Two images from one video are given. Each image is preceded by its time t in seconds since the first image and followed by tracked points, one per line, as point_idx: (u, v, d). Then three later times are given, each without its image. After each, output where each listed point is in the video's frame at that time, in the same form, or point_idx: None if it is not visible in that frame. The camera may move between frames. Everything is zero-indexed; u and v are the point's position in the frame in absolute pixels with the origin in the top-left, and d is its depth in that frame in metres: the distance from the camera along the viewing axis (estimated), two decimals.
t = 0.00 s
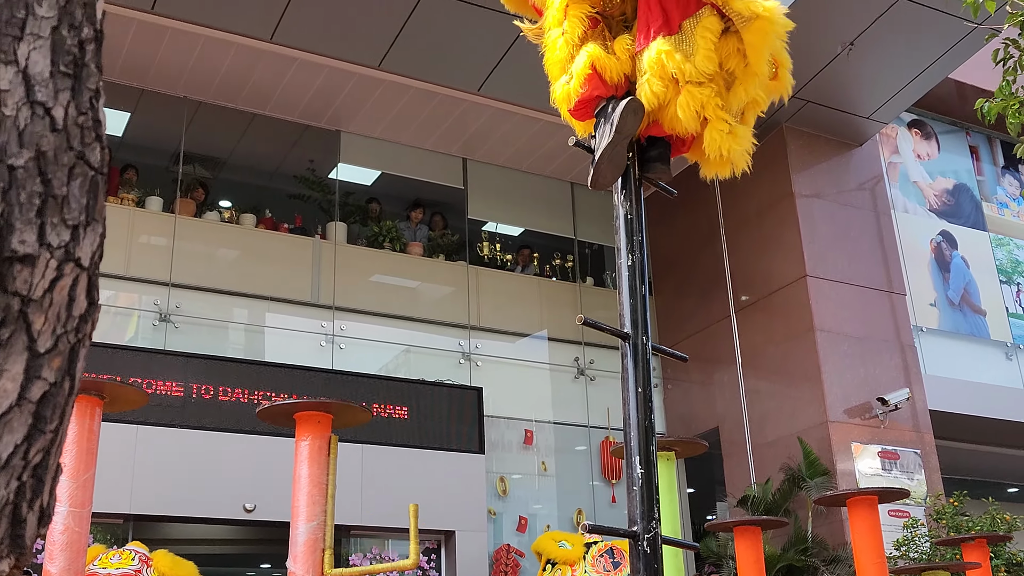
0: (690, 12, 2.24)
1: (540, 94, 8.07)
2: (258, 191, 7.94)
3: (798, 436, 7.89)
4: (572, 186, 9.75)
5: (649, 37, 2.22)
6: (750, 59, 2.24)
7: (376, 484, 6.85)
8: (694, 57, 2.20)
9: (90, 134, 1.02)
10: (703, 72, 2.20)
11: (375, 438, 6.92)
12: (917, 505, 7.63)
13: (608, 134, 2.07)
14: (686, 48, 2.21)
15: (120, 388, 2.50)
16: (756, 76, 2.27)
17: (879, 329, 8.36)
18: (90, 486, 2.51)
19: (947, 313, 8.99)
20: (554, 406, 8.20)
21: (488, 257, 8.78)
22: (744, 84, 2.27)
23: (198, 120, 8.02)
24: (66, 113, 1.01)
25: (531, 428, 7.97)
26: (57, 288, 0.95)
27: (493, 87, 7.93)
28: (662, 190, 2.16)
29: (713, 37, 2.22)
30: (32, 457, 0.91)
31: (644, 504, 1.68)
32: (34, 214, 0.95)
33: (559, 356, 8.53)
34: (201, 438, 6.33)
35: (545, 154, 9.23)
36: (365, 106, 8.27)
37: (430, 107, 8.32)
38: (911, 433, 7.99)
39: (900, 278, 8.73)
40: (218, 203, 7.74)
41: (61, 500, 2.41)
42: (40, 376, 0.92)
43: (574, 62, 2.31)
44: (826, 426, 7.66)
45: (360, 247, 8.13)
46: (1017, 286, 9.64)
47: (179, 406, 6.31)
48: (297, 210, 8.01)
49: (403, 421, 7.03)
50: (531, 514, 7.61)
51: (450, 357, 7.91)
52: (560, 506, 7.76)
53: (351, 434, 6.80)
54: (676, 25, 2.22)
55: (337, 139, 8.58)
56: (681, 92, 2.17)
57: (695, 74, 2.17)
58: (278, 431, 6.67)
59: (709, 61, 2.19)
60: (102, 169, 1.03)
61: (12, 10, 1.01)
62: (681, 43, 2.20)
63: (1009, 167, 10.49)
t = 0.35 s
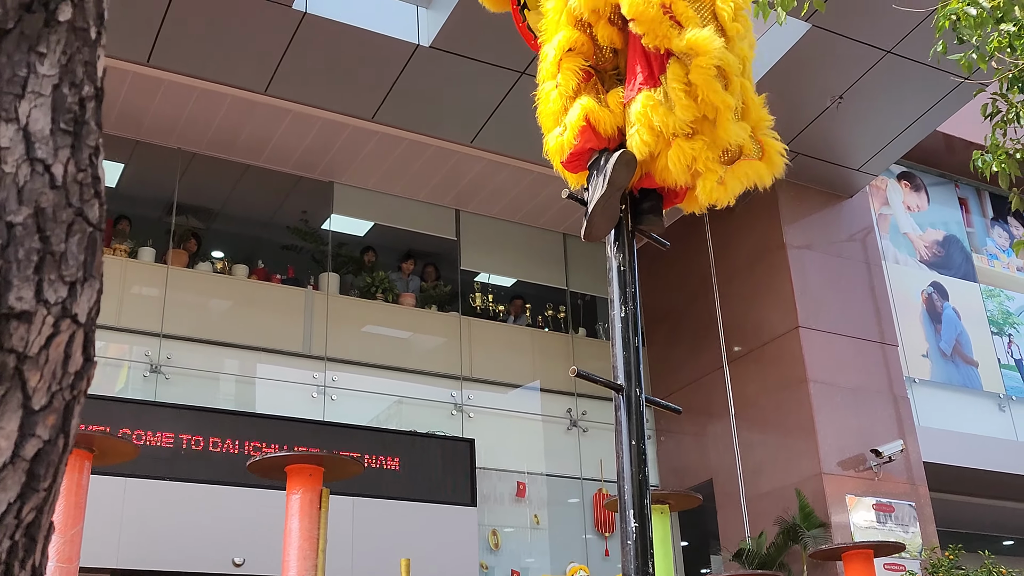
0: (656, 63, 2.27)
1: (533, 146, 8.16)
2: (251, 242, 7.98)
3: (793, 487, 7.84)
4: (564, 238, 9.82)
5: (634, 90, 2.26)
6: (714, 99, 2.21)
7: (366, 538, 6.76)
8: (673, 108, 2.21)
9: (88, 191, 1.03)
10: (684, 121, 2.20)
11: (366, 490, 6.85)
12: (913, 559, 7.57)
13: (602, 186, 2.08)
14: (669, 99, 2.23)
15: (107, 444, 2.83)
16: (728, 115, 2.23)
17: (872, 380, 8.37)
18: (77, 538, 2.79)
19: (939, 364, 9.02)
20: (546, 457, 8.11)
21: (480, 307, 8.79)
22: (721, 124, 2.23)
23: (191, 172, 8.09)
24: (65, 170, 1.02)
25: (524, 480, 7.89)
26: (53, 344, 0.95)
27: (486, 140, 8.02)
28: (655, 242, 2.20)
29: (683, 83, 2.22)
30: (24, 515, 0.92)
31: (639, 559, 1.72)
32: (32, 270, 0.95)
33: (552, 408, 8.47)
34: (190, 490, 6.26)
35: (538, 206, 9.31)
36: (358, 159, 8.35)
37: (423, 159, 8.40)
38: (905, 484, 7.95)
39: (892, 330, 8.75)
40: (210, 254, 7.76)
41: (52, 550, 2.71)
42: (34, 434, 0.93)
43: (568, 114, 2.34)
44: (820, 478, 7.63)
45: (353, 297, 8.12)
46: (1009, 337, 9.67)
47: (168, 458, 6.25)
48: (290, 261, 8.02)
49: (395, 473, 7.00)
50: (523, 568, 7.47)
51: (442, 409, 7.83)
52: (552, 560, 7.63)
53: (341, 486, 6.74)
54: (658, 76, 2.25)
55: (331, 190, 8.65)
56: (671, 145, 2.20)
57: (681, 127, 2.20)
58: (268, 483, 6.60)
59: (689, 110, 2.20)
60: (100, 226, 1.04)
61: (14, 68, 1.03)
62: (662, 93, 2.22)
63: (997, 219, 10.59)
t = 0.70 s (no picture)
0: (663, 122, 2.30)
1: (526, 194, 8.22)
2: (241, 289, 7.95)
3: (787, 537, 7.78)
4: (557, 285, 9.84)
5: (634, 145, 2.31)
6: (718, 160, 2.28)
7: None
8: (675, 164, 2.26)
9: (83, 244, 1.05)
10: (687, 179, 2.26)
11: (356, 540, 6.77)
12: None
13: (593, 237, 2.12)
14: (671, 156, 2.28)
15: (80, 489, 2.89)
16: (729, 174, 2.31)
17: (865, 428, 8.34)
18: None
19: (932, 412, 9.00)
20: (539, 506, 8.00)
21: (472, 354, 8.77)
22: (722, 182, 2.31)
23: (184, 219, 8.12)
24: (60, 223, 1.03)
25: (516, 529, 7.79)
26: (45, 397, 0.96)
27: (479, 188, 8.08)
28: (644, 291, 2.27)
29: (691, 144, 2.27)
30: (13, 570, 0.92)
31: None
32: (24, 323, 0.97)
33: (544, 456, 8.36)
34: (179, 540, 6.20)
35: (530, 253, 9.36)
36: (352, 207, 8.40)
37: (416, 207, 8.45)
38: (900, 534, 7.90)
39: (884, 378, 8.75)
40: (202, 300, 7.73)
41: None
42: (24, 488, 0.94)
43: (559, 164, 2.38)
44: (814, 528, 7.57)
45: (344, 345, 8.11)
46: (1001, 385, 9.66)
47: (157, 507, 6.19)
48: (281, 308, 7.99)
49: (386, 524, 6.94)
50: None
51: (433, 457, 7.79)
52: None
53: (331, 535, 6.67)
54: (661, 131, 2.30)
55: (323, 238, 8.69)
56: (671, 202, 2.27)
57: (683, 186, 2.26)
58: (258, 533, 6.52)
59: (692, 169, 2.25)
60: (94, 278, 1.05)
61: (10, 122, 1.04)
62: (666, 150, 2.28)
63: (988, 267, 10.63)
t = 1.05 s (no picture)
0: (652, 165, 2.33)
1: (518, 231, 8.25)
2: (234, 325, 7.90)
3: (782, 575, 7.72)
4: (550, 321, 9.84)
5: (627, 181, 2.36)
6: (709, 201, 2.28)
7: None
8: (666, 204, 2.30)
9: (76, 283, 1.07)
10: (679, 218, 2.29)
11: None
12: None
13: (588, 274, 2.14)
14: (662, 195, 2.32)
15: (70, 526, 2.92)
16: (720, 215, 2.31)
17: (859, 466, 8.32)
18: None
19: (926, 450, 8.99)
20: (531, 544, 7.91)
21: (465, 391, 8.73)
22: (715, 222, 2.32)
23: (177, 255, 8.13)
24: (53, 263, 1.05)
25: (509, 567, 7.71)
26: (35, 437, 0.99)
27: (472, 225, 8.11)
28: (641, 328, 2.28)
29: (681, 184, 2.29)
30: None
31: None
32: (16, 363, 0.99)
33: (537, 494, 8.31)
34: None
35: (523, 290, 9.38)
36: (345, 244, 8.42)
37: (409, 245, 8.47)
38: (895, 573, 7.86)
39: (878, 415, 8.74)
40: (194, 336, 7.68)
41: None
42: (13, 528, 0.95)
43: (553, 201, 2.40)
44: (809, 566, 7.52)
45: (336, 381, 8.06)
46: (995, 423, 9.67)
47: (148, 545, 6.14)
48: (274, 344, 7.96)
49: (379, 563, 6.86)
50: None
51: (426, 495, 7.75)
52: None
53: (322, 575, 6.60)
54: (654, 170, 2.34)
55: (317, 274, 8.70)
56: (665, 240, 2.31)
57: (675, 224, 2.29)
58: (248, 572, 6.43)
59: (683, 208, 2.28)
60: (87, 317, 1.08)
61: (5, 162, 1.06)
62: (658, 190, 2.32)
63: (980, 304, 10.70)
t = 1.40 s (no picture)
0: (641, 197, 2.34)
1: (511, 262, 8.26)
2: (226, 357, 7.87)
3: None
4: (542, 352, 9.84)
5: (615, 215, 2.37)
6: (698, 234, 2.28)
7: None
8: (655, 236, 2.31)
9: (67, 318, 1.08)
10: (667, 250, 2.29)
11: None
12: None
13: (580, 305, 2.17)
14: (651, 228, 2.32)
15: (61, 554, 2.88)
16: (708, 246, 2.30)
17: (852, 498, 8.30)
18: None
19: (919, 481, 8.97)
20: None
21: (457, 422, 8.71)
22: (702, 254, 2.31)
23: (169, 285, 8.12)
24: (45, 298, 1.06)
25: None
26: (24, 475, 0.99)
27: (465, 256, 8.13)
28: (633, 360, 2.28)
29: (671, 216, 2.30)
30: None
31: None
32: (7, 400, 1.00)
33: (529, 526, 8.26)
34: None
35: (515, 322, 9.38)
36: (337, 275, 8.43)
37: (402, 276, 8.48)
38: None
39: (870, 447, 8.74)
40: (186, 366, 7.65)
41: None
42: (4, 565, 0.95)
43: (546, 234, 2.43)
44: None
45: (329, 412, 8.03)
46: (987, 455, 9.68)
47: None
48: (265, 375, 7.92)
49: None
50: None
51: (417, 527, 7.68)
52: None
53: None
54: (642, 202, 2.35)
55: (309, 304, 8.69)
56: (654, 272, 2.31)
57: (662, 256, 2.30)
58: None
59: (672, 240, 2.29)
60: (77, 353, 1.08)
61: None
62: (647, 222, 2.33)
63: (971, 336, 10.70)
